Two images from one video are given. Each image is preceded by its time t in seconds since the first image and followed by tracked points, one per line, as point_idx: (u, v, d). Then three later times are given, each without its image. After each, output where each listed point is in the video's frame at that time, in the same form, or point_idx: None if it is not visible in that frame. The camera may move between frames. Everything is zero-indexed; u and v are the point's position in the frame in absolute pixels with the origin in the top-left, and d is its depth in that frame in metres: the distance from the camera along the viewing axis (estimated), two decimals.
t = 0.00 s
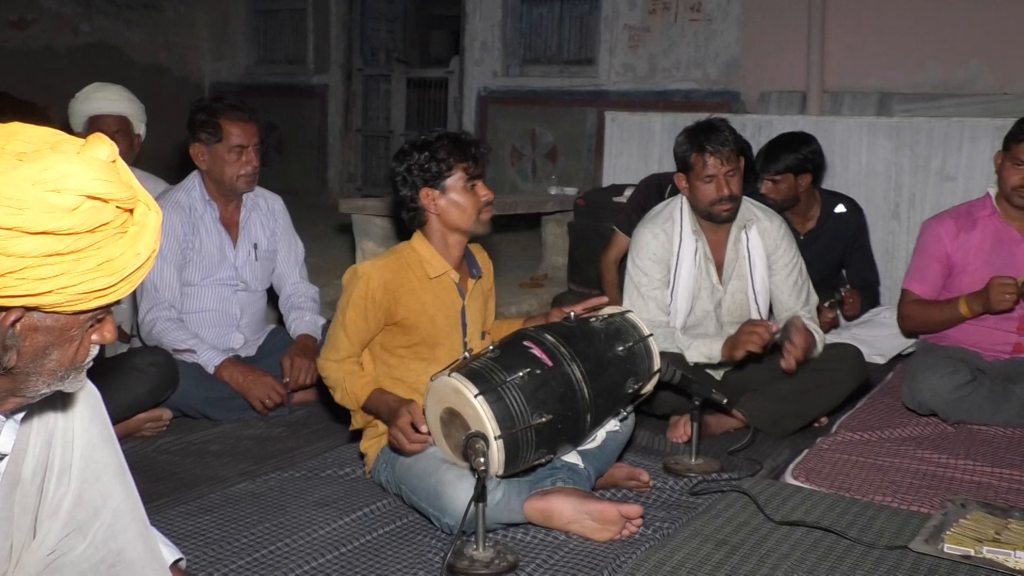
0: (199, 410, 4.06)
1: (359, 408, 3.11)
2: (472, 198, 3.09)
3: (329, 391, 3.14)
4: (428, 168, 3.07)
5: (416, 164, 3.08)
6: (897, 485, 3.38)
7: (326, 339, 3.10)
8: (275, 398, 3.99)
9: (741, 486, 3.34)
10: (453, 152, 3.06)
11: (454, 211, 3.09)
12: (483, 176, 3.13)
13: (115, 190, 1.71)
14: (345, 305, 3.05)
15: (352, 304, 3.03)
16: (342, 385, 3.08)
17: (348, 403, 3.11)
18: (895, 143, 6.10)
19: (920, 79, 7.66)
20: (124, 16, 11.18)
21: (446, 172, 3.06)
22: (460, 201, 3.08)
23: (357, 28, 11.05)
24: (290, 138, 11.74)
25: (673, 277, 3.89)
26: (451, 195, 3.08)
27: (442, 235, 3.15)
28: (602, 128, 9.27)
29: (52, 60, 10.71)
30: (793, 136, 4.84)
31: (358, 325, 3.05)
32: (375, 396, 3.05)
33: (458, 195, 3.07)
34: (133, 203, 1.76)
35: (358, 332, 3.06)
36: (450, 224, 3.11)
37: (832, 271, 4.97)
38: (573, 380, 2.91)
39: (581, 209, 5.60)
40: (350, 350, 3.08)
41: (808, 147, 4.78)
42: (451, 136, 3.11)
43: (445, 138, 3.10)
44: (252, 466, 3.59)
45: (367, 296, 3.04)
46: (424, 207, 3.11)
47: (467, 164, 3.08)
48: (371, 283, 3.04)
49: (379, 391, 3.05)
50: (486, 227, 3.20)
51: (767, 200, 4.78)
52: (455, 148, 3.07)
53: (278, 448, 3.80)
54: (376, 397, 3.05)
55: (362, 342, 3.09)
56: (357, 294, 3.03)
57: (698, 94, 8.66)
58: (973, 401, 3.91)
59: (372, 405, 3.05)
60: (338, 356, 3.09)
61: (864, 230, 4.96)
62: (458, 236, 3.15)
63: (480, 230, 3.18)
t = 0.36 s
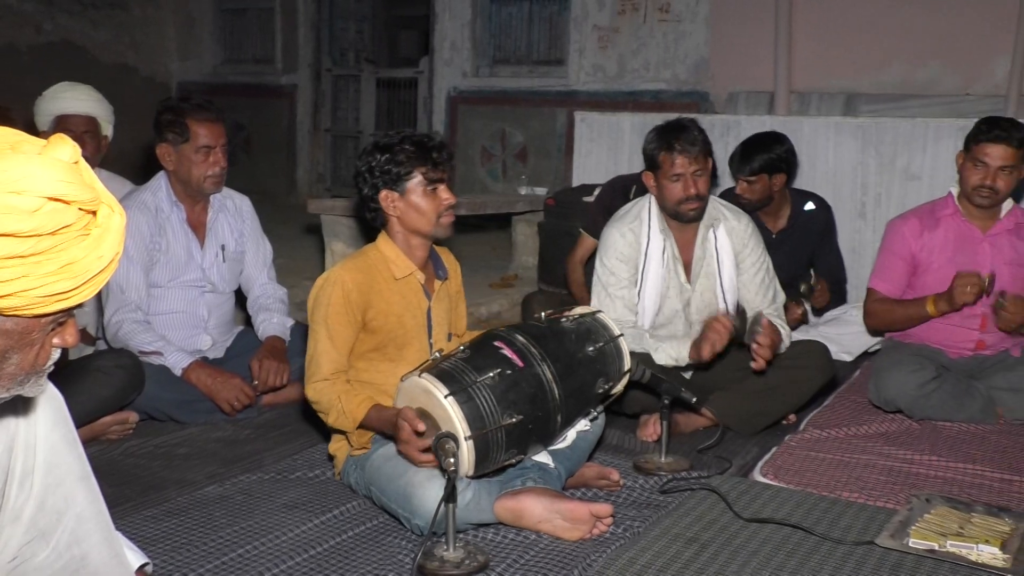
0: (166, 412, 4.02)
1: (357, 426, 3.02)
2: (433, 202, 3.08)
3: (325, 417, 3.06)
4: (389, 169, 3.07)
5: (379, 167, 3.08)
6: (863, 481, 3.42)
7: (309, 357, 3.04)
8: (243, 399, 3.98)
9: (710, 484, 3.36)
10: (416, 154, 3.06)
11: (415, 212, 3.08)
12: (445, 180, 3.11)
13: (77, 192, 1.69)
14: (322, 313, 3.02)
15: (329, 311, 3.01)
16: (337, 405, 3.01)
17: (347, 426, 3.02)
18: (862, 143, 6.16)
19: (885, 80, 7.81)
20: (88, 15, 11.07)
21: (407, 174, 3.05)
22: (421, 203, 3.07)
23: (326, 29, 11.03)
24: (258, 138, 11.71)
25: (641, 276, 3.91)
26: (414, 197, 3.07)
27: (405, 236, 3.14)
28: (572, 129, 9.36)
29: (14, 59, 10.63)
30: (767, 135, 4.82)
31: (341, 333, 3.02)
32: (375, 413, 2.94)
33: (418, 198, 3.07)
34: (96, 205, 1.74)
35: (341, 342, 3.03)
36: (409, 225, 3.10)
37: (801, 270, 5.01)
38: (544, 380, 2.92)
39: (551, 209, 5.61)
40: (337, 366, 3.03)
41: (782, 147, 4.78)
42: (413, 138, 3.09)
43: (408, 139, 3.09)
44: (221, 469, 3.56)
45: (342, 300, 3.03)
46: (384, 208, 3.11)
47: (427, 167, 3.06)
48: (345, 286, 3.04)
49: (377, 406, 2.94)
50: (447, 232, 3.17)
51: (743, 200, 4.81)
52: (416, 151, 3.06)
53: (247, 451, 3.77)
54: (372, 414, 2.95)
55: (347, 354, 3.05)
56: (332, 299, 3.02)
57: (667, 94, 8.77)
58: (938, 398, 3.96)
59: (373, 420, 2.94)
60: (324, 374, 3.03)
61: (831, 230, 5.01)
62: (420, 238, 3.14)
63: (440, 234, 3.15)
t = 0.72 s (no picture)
0: (137, 414, 3.98)
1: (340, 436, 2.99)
2: (402, 204, 3.08)
3: (302, 426, 3.03)
4: (359, 171, 3.05)
5: (348, 167, 3.06)
6: (834, 478, 3.45)
7: (281, 363, 3.00)
8: (214, 401, 3.96)
9: (683, 482, 3.37)
10: (386, 156, 3.05)
11: (383, 214, 3.08)
12: (415, 182, 3.11)
13: (42, 192, 1.67)
14: (292, 316, 2.99)
15: (300, 314, 2.98)
16: (313, 415, 2.98)
17: (330, 434, 2.99)
18: (831, 144, 6.22)
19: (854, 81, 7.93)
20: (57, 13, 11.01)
21: (377, 176, 3.04)
22: (389, 204, 3.07)
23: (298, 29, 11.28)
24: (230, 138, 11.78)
25: (616, 276, 3.92)
26: (383, 199, 3.06)
27: (373, 238, 3.14)
28: (544, 128, 9.51)
29: None
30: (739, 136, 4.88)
31: (312, 337, 3.00)
32: (356, 422, 2.91)
33: (387, 199, 3.06)
34: (61, 206, 1.72)
35: (313, 346, 3.00)
36: (378, 227, 3.10)
37: (772, 271, 5.04)
38: (517, 380, 2.92)
39: (524, 209, 5.62)
40: (312, 371, 3.00)
41: (753, 147, 4.82)
42: (382, 138, 3.09)
43: (379, 139, 3.08)
44: (192, 471, 3.53)
45: (311, 303, 3.00)
46: (352, 209, 3.10)
47: (399, 169, 3.06)
48: (313, 288, 3.01)
49: (359, 416, 2.91)
50: (415, 234, 3.17)
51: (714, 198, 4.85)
52: (387, 152, 3.05)
53: (220, 453, 3.74)
54: (355, 424, 2.92)
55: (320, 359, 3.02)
56: (301, 302, 2.99)
57: (639, 94, 8.91)
58: (907, 396, 4.00)
59: (356, 433, 2.91)
60: (298, 381, 2.99)
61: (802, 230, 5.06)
62: (388, 240, 3.15)
63: (407, 237, 3.14)
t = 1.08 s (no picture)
0: (107, 417, 3.94)
1: (297, 428, 2.99)
2: (371, 206, 3.07)
3: (259, 420, 3.01)
4: (329, 172, 3.03)
5: (317, 168, 3.04)
6: (805, 475, 3.48)
7: (246, 361, 2.99)
8: (186, 403, 3.93)
9: (657, 481, 3.39)
10: (357, 158, 3.03)
11: (354, 215, 3.06)
12: (386, 186, 3.10)
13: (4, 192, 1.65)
14: (257, 314, 2.97)
15: (265, 312, 2.96)
16: (272, 408, 2.97)
17: (286, 428, 2.98)
18: (803, 143, 6.26)
19: (827, 81, 8.00)
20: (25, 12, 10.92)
21: (347, 178, 3.03)
22: (360, 206, 3.06)
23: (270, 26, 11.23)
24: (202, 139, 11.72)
25: (589, 276, 3.93)
26: (354, 200, 3.05)
27: (344, 238, 3.13)
28: (517, 127, 9.54)
29: None
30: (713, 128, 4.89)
31: (278, 335, 2.98)
32: (313, 413, 2.93)
33: (357, 201, 3.05)
34: (26, 205, 1.69)
35: (278, 343, 2.98)
36: (348, 228, 3.09)
37: (745, 270, 5.07)
38: (491, 381, 2.92)
39: (497, 209, 5.62)
40: (272, 367, 2.98)
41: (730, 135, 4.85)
42: (354, 139, 3.07)
43: (349, 141, 3.06)
44: (164, 474, 3.50)
45: (279, 301, 2.98)
46: (322, 209, 3.08)
47: (369, 172, 3.05)
48: (281, 286, 2.99)
49: (317, 408, 2.93)
50: (384, 236, 3.16)
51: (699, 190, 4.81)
52: (359, 156, 3.03)
53: (192, 455, 3.72)
54: (313, 415, 2.93)
55: (282, 356, 3.00)
56: (267, 300, 2.96)
57: (612, 95, 8.97)
58: (877, 393, 4.04)
59: (311, 424, 2.93)
60: (259, 378, 2.98)
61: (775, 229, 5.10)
62: (359, 242, 3.14)
63: (376, 238, 3.14)
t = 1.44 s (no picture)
0: (70, 420, 3.89)
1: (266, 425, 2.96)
2: (352, 204, 3.06)
3: (232, 414, 2.98)
4: (311, 165, 3.02)
5: (300, 161, 3.03)
6: (772, 472, 3.51)
7: (221, 351, 2.97)
8: (152, 405, 3.88)
9: (626, 480, 3.40)
10: (341, 155, 3.02)
11: (335, 211, 3.05)
12: (368, 183, 3.09)
13: None
14: (235, 305, 2.95)
15: (243, 304, 2.94)
16: (245, 402, 2.94)
17: (257, 424, 2.95)
18: (769, 143, 6.31)
19: (792, 81, 8.09)
20: None
21: (329, 173, 3.02)
22: (341, 202, 3.04)
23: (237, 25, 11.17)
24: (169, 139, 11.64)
25: (557, 275, 3.93)
26: (334, 196, 3.04)
27: (325, 235, 3.11)
28: (486, 127, 9.55)
29: None
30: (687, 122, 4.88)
31: (254, 328, 2.96)
32: (283, 410, 2.90)
33: (338, 198, 3.04)
34: None
35: (254, 336, 2.96)
36: (328, 224, 3.08)
37: (713, 269, 5.10)
38: (460, 381, 2.92)
39: (466, 208, 5.63)
40: (246, 360, 2.96)
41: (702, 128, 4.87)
42: (338, 137, 3.06)
43: (333, 138, 3.05)
44: (129, 477, 3.47)
45: (257, 294, 2.96)
46: (302, 203, 3.07)
47: (350, 168, 3.04)
48: (260, 278, 2.97)
49: (287, 406, 2.89)
50: (364, 234, 3.14)
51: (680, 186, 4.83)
52: (343, 152, 3.02)
53: (158, 458, 3.68)
54: (282, 413, 2.90)
55: (258, 348, 2.98)
56: (246, 292, 2.94)
57: (581, 94, 9.01)
58: (843, 390, 4.08)
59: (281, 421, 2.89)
60: (234, 369, 2.96)
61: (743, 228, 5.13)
62: (339, 239, 3.12)
63: (354, 237, 3.12)
